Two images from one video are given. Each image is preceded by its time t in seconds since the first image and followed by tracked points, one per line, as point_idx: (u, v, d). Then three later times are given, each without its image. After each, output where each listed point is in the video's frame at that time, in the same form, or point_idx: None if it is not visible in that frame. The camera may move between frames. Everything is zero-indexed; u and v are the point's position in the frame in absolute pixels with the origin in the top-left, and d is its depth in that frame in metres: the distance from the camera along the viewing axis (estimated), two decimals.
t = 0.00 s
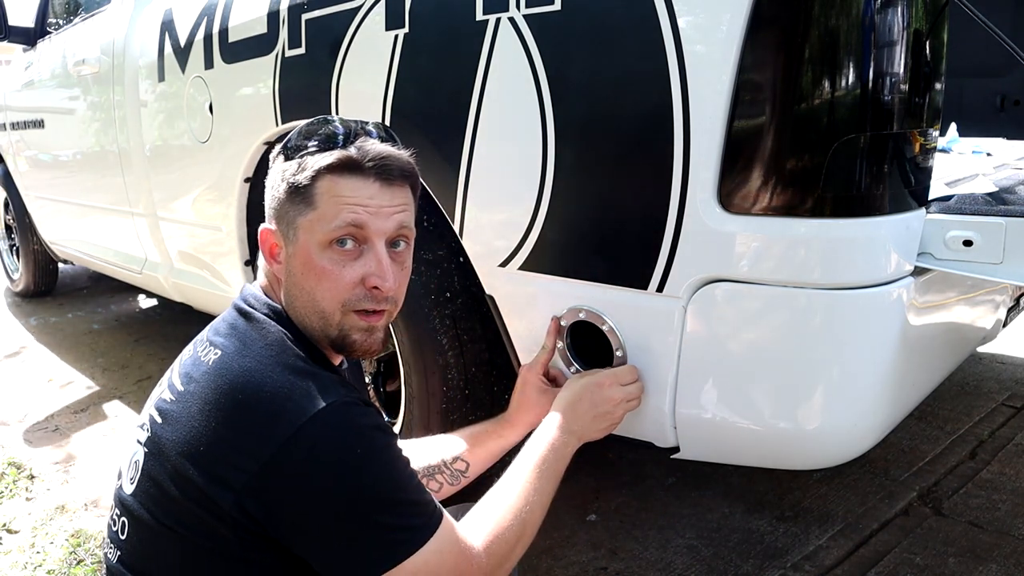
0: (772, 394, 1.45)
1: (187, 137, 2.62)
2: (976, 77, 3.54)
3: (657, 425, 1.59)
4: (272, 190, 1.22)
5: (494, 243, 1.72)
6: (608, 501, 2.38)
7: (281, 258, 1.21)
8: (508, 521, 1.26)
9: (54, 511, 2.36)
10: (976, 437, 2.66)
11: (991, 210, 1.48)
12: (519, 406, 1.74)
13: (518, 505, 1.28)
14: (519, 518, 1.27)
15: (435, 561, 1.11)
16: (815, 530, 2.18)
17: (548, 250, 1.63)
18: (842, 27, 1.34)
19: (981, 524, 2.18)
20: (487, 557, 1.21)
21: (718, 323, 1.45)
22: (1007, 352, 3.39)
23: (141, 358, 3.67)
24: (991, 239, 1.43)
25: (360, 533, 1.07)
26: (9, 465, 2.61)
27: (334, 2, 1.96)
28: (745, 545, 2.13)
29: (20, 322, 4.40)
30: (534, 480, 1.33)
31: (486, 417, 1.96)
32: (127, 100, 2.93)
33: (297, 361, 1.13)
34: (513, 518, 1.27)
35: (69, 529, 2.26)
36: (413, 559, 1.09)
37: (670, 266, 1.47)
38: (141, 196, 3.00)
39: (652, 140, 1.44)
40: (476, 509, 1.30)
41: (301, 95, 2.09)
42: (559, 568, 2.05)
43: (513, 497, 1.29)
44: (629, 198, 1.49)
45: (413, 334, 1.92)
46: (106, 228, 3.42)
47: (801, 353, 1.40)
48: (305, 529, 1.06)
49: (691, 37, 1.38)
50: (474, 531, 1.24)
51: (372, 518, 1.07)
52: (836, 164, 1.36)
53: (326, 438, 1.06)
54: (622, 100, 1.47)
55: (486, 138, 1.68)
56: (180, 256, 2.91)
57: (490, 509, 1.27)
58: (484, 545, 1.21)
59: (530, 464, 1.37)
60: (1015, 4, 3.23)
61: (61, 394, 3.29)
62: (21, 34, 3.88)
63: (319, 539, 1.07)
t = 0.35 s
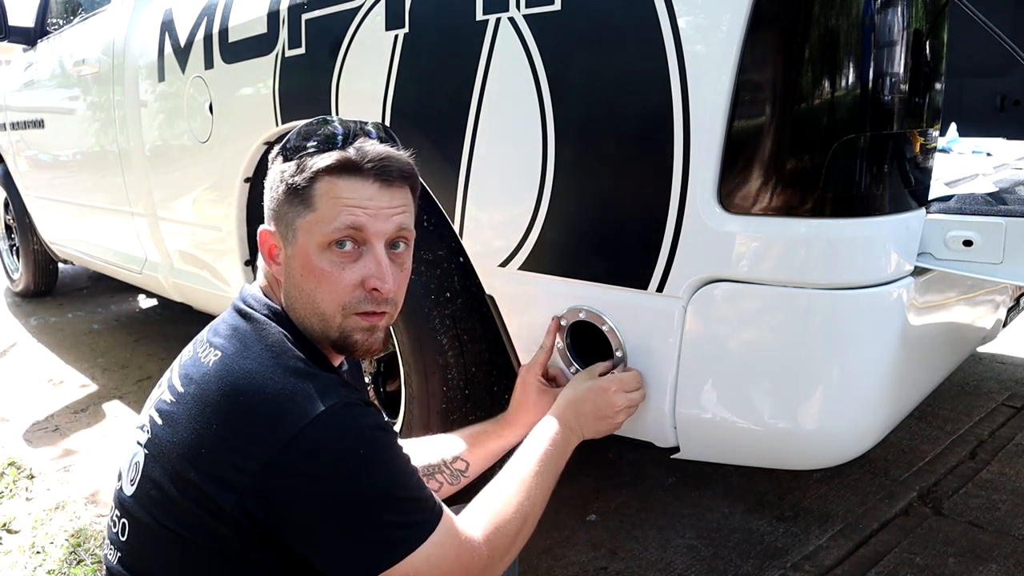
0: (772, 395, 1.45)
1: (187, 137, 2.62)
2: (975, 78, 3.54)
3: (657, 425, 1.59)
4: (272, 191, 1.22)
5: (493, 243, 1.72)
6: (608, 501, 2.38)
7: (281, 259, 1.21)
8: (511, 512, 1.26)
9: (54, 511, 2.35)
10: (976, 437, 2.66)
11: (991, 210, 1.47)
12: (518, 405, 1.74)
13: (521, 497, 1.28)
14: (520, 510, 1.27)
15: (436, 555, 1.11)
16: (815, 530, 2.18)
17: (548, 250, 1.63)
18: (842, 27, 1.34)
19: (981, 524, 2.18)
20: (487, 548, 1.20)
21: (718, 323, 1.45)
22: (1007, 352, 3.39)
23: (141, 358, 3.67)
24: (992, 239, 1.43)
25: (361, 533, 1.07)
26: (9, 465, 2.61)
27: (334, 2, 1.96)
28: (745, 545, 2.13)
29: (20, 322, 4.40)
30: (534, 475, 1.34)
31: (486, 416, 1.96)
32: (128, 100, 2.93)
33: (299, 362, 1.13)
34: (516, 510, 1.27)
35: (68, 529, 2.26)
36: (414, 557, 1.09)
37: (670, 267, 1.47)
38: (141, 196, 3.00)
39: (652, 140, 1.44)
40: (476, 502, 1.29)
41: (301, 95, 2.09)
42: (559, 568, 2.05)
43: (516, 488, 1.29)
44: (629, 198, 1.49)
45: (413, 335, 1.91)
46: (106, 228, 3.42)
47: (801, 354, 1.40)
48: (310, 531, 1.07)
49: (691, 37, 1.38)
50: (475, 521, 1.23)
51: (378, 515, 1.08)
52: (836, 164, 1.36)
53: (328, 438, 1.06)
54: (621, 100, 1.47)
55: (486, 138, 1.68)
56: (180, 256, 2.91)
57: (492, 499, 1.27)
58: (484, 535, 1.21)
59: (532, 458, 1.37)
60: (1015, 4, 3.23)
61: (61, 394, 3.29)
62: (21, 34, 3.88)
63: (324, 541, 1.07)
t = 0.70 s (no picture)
0: (771, 395, 1.45)
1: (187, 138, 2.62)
2: (975, 77, 3.54)
3: (657, 425, 1.59)
4: (276, 188, 1.22)
5: (494, 243, 1.72)
6: (607, 501, 2.38)
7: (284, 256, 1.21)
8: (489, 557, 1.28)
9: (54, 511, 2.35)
10: (976, 437, 2.66)
11: (991, 210, 1.47)
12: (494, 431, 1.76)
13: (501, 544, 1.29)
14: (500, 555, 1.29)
15: None
16: (815, 530, 2.18)
17: (548, 250, 1.64)
18: (842, 27, 1.34)
19: (981, 524, 2.18)
20: None
21: (718, 323, 1.45)
22: (1007, 352, 3.39)
23: (141, 358, 3.67)
24: (991, 239, 1.43)
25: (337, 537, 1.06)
26: (9, 465, 2.61)
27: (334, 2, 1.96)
28: (745, 545, 2.13)
29: (20, 322, 4.40)
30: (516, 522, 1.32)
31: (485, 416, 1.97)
32: (128, 100, 2.93)
33: (293, 363, 1.12)
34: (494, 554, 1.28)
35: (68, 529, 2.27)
36: None
37: (670, 267, 1.47)
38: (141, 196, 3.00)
39: (652, 140, 1.44)
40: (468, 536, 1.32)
41: (301, 95, 2.09)
42: (559, 568, 2.05)
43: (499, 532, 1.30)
44: (629, 198, 1.49)
45: (413, 335, 1.91)
46: (106, 228, 3.42)
47: (800, 354, 1.41)
48: (292, 536, 1.07)
49: (691, 37, 1.38)
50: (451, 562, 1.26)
51: (355, 537, 1.07)
52: (836, 163, 1.36)
53: (311, 442, 1.05)
54: (621, 101, 1.47)
55: (486, 138, 1.68)
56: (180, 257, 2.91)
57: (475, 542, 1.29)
58: None
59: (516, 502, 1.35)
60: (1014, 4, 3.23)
61: (61, 394, 3.30)
62: (21, 34, 3.88)
63: (304, 551, 1.07)
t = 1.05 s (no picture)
0: (771, 395, 1.45)
1: (187, 138, 2.62)
2: (975, 78, 3.54)
3: (657, 425, 1.60)
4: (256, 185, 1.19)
5: (494, 243, 1.72)
6: (608, 501, 2.38)
7: (268, 252, 1.17)
8: None
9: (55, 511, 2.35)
10: (976, 437, 2.66)
11: (991, 210, 1.47)
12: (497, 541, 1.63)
13: None
14: None
15: None
16: (815, 530, 2.18)
17: (548, 250, 1.63)
18: (842, 27, 1.34)
19: (981, 524, 2.18)
20: None
21: (719, 323, 1.45)
22: (1006, 352, 3.39)
23: (141, 358, 3.67)
24: (992, 239, 1.42)
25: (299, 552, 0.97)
26: (10, 465, 2.62)
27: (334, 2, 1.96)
28: (745, 545, 2.13)
29: (20, 322, 4.40)
30: None
31: (485, 417, 1.95)
32: (128, 100, 2.93)
33: (272, 363, 1.05)
34: None
35: (69, 528, 2.27)
36: None
37: (670, 267, 1.47)
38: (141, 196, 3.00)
39: (652, 140, 1.44)
40: None
41: (301, 95, 2.09)
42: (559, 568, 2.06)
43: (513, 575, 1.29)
44: (629, 198, 1.49)
45: (413, 335, 1.90)
46: (106, 228, 3.42)
47: (798, 355, 1.41)
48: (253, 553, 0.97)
49: (691, 37, 1.38)
50: None
51: (317, 562, 0.97)
52: (836, 163, 1.36)
53: (278, 445, 0.96)
54: (621, 101, 1.47)
55: (486, 138, 1.68)
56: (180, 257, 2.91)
57: None
58: None
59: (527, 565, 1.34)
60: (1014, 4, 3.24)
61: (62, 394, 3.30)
62: (21, 34, 3.88)
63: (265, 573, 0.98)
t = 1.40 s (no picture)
0: (771, 396, 1.45)
1: (187, 137, 2.62)
2: (975, 78, 3.54)
3: (657, 425, 1.60)
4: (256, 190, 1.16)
5: (494, 243, 1.72)
6: (608, 501, 2.37)
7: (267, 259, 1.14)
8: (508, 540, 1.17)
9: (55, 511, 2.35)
10: (976, 437, 2.66)
11: (991, 210, 1.47)
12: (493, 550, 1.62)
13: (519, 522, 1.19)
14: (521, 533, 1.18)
15: None
16: (815, 530, 2.18)
17: (548, 250, 1.63)
18: (842, 27, 1.34)
19: (981, 524, 2.18)
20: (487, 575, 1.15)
21: (718, 324, 1.45)
22: (1006, 352, 3.39)
23: (141, 358, 3.67)
24: (991, 239, 1.43)
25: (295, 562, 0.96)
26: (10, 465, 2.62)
27: (334, 2, 1.96)
28: (745, 545, 2.13)
29: (20, 322, 4.40)
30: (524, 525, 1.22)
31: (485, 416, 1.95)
32: (128, 100, 2.93)
33: (269, 374, 1.04)
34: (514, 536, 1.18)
35: (69, 528, 2.27)
36: None
37: (670, 266, 1.47)
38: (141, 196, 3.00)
39: (652, 140, 1.44)
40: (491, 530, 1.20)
41: (301, 95, 2.09)
42: (559, 568, 2.05)
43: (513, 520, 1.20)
44: (629, 198, 1.49)
45: (413, 335, 1.91)
46: (106, 228, 3.42)
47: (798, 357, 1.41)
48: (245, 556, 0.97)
49: (691, 37, 1.38)
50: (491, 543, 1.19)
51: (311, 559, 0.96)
52: (836, 163, 1.36)
53: (272, 457, 0.96)
54: (621, 101, 1.47)
55: (486, 139, 1.68)
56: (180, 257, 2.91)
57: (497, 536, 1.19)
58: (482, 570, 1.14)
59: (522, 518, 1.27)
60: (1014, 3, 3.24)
61: (62, 394, 3.30)
62: (21, 34, 3.88)
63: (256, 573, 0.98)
